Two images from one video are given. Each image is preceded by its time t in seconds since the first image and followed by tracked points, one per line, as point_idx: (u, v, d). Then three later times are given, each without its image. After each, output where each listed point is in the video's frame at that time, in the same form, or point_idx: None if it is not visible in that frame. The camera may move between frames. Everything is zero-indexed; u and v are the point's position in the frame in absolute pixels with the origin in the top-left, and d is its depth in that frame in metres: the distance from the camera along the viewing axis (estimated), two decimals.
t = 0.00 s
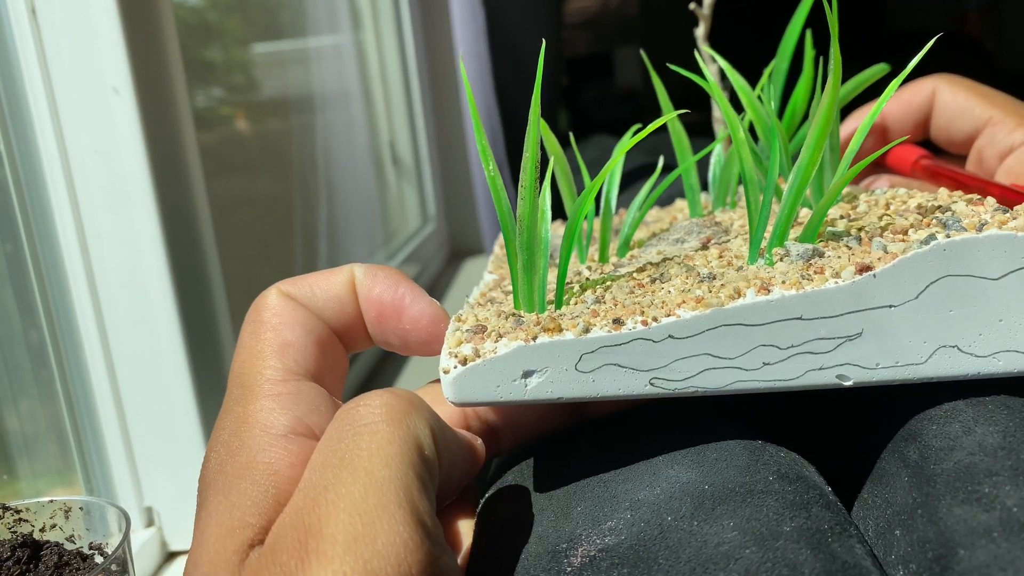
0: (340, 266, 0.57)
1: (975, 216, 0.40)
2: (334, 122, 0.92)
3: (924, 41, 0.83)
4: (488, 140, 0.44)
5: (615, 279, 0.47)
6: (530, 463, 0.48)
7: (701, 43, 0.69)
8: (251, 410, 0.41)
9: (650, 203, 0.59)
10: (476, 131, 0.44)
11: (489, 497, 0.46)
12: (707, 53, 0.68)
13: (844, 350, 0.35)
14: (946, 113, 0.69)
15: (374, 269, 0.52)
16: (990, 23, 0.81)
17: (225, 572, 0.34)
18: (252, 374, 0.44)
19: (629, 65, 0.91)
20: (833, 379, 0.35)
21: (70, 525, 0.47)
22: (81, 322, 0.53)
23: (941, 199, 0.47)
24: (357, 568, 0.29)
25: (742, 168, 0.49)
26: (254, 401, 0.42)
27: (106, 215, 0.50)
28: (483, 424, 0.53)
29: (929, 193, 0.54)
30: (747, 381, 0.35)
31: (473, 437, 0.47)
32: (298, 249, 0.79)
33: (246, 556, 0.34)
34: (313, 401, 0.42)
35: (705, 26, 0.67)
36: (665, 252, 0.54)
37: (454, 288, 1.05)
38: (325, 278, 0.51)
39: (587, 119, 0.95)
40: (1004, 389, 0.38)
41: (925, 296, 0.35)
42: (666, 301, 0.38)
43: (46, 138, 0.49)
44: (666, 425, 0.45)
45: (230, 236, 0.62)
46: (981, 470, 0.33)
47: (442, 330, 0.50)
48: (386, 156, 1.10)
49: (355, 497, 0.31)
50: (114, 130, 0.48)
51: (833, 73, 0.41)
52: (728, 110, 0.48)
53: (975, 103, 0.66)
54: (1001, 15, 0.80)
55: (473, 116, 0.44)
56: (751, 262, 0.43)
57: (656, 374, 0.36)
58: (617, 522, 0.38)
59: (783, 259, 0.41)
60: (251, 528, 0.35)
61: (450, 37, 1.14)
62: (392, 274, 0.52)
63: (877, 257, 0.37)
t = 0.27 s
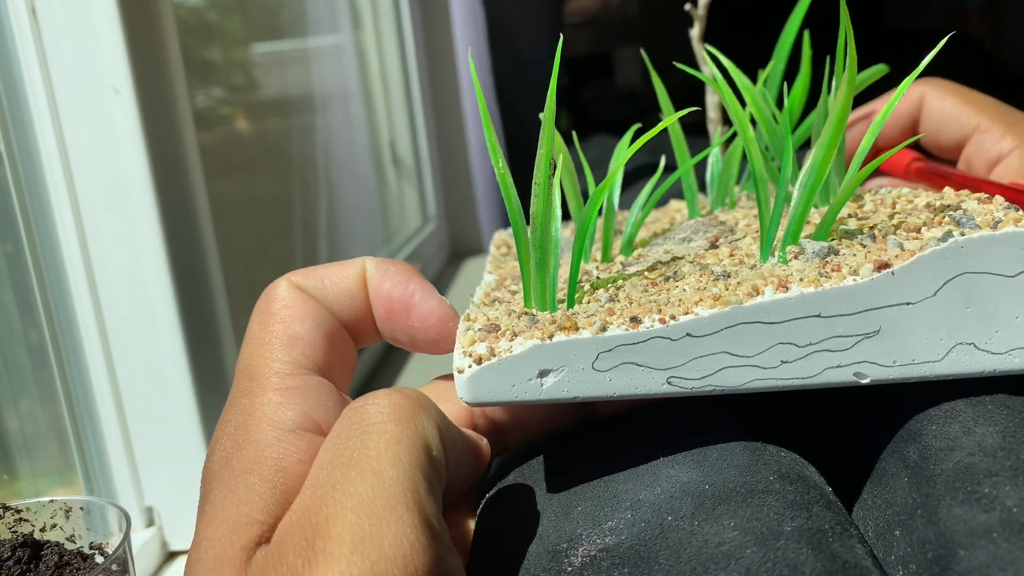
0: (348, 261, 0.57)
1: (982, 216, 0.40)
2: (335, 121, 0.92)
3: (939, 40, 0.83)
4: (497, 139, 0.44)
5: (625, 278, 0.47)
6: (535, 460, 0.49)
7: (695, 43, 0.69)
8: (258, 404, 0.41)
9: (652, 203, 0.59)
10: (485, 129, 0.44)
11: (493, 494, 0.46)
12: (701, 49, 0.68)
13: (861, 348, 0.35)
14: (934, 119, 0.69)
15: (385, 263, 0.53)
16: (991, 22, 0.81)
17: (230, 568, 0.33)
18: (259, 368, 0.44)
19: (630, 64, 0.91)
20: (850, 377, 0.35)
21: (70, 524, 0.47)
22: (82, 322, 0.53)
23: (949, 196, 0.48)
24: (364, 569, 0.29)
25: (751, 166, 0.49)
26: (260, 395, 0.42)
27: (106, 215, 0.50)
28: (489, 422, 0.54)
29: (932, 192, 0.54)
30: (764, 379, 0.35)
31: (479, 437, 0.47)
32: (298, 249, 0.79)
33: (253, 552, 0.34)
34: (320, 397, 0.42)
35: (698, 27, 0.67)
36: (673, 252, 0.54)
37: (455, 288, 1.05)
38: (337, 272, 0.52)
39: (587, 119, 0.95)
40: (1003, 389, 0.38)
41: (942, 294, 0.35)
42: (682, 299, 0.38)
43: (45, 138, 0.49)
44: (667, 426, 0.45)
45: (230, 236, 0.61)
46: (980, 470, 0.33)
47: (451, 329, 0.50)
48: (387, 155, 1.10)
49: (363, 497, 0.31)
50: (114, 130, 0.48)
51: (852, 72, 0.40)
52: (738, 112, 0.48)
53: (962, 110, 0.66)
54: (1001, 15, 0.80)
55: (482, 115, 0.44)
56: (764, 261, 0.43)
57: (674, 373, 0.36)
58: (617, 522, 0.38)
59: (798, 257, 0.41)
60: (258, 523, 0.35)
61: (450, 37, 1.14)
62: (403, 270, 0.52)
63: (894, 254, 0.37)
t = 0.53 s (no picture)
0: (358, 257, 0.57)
1: (988, 216, 0.39)
2: (335, 121, 0.92)
3: (946, 39, 0.83)
4: (505, 138, 0.45)
5: (635, 277, 0.47)
6: (541, 459, 0.48)
7: (693, 43, 0.69)
8: (264, 398, 0.41)
9: (655, 203, 0.59)
10: (495, 129, 0.44)
11: (497, 492, 0.46)
12: (700, 49, 0.68)
13: (876, 348, 0.35)
14: (925, 122, 0.69)
15: (396, 259, 0.52)
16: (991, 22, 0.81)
17: (235, 565, 0.33)
18: (265, 362, 0.44)
19: (630, 64, 0.91)
20: (863, 377, 0.35)
21: (70, 525, 0.47)
22: (82, 322, 0.53)
23: (955, 195, 0.48)
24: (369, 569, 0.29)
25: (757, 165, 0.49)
26: (266, 389, 0.42)
27: (106, 216, 0.50)
28: (495, 420, 0.53)
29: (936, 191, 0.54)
30: (777, 379, 0.35)
31: (484, 437, 0.47)
32: (298, 249, 0.79)
33: (257, 548, 0.34)
34: (327, 392, 0.42)
35: (696, 27, 0.67)
36: (679, 251, 0.54)
37: (455, 288, 1.05)
38: (347, 265, 0.52)
39: (587, 119, 0.94)
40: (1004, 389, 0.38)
41: (956, 293, 0.35)
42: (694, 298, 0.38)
43: (46, 138, 0.49)
44: (667, 426, 0.45)
45: (230, 237, 0.61)
46: (980, 470, 0.33)
47: (460, 328, 0.50)
48: (387, 156, 1.10)
49: (370, 497, 0.31)
50: (114, 130, 0.48)
51: (863, 70, 0.40)
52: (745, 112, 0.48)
53: (956, 112, 0.66)
54: (1001, 15, 0.80)
55: (492, 116, 0.44)
56: (773, 260, 0.43)
57: (687, 373, 0.36)
58: (617, 522, 0.38)
59: (809, 257, 0.41)
60: (263, 519, 0.35)
61: (450, 37, 1.14)
62: (413, 267, 0.52)
63: (907, 254, 0.37)
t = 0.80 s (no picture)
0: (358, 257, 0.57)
1: (987, 216, 0.39)
2: (335, 121, 0.92)
3: (945, 39, 0.83)
4: (504, 139, 0.45)
5: (634, 278, 0.47)
6: (540, 460, 0.48)
7: (693, 43, 0.69)
8: (264, 399, 0.41)
9: (655, 204, 0.59)
10: (494, 130, 0.44)
11: (497, 492, 0.46)
12: (699, 49, 0.68)
13: (875, 348, 0.35)
14: (926, 121, 0.69)
15: (396, 260, 0.52)
16: (990, 22, 0.81)
17: (235, 565, 0.33)
18: (265, 363, 0.44)
19: (630, 64, 0.91)
20: (862, 377, 0.35)
21: (70, 525, 0.47)
22: (82, 321, 0.53)
23: (954, 195, 0.48)
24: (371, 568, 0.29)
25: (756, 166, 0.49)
26: (266, 389, 0.42)
27: (106, 216, 0.50)
28: (494, 421, 0.53)
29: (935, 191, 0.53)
30: (777, 379, 0.35)
31: (484, 438, 0.47)
32: (298, 249, 0.79)
33: (258, 549, 0.34)
34: (327, 393, 0.42)
35: (697, 27, 0.67)
36: (679, 252, 0.54)
37: (455, 288, 1.05)
38: (347, 266, 0.52)
39: (587, 119, 0.94)
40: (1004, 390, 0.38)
41: (954, 293, 0.35)
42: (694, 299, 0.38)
43: (46, 138, 0.49)
44: (667, 426, 0.45)
45: (230, 237, 0.61)
46: (980, 470, 0.33)
47: (459, 330, 0.50)
48: (387, 156, 1.10)
49: (371, 497, 0.31)
50: (114, 130, 0.48)
51: (861, 71, 0.40)
52: (744, 112, 0.48)
53: (955, 113, 0.66)
54: (1001, 15, 0.80)
55: (490, 118, 0.44)
56: (772, 261, 0.43)
57: (686, 374, 0.36)
58: (617, 522, 0.38)
59: (808, 257, 0.41)
60: (264, 520, 0.35)
61: (450, 37, 1.14)
62: (413, 268, 0.52)
63: (906, 254, 0.37)
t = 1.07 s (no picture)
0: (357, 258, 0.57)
1: (986, 216, 0.40)
2: (335, 121, 0.92)
3: (945, 39, 0.83)
4: (503, 140, 0.45)
5: (633, 280, 0.47)
6: (539, 460, 0.48)
7: (694, 44, 0.69)
8: (264, 400, 0.41)
9: (654, 204, 0.59)
10: (493, 131, 0.44)
11: (496, 492, 0.46)
12: (699, 49, 0.68)
13: (873, 348, 0.35)
14: (928, 121, 0.69)
15: (395, 261, 0.52)
16: (991, 22, 0.81)
17: (236, 565, 0.33)
18: (265, 364, 0.44)
19: (630, 64, 0.91)
20: (861, 377, 0.35)
21: (70, 525, 0.47)
22: (82, 321, 0.53)
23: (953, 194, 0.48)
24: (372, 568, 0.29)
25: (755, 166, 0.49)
26: (266, 391, 0.42)
27: (106, 216, 0.50)
28: (493, 422, 0.53)
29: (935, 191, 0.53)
30: (775, 380, 0.35)
31: (485, 438, 0.47)
32: (298, 249, 0.79)
33: (258, 550, 0.33)
34: (327, 394, 0.42)
35: (697, 27, 0.67)
36: (678, 252, 0.54)
37: (455, 288, 1.05)
38: (346, 267, 0.52)
39: (587, 119, 0.94)
40: (1004, 389, 0.38)
41: (953, 294, 0.35)
42: (692, 300, 0.38)
43: (46, 138, 0.49)
44: (667, 426, 0.45)
45: (230, 237, 0.61)
46: (981, 470, 0.33)
47: (458, 331, 0.50)
48: (387, 156, 1.10)
49: (373, 497, 0.31)
50: (114, 130, 0.48)
51: (859, 71, 0.40)
52: (744, 113, 0.48)
53: (957, 115, 0.66)
54: (1002, 15, 0.80)
55: (489, 118, 0.44)
56: (772, 261, 0.43)
57: (685, 375, 0.36)
58: (617, 522, 0.38)
59: (807, 258, 0.41)
60: (265, 521, 0.35)
61: (450, 37, 1.14)
62: (412, 269, 0.52)
63: (905, 254, 0.37)
